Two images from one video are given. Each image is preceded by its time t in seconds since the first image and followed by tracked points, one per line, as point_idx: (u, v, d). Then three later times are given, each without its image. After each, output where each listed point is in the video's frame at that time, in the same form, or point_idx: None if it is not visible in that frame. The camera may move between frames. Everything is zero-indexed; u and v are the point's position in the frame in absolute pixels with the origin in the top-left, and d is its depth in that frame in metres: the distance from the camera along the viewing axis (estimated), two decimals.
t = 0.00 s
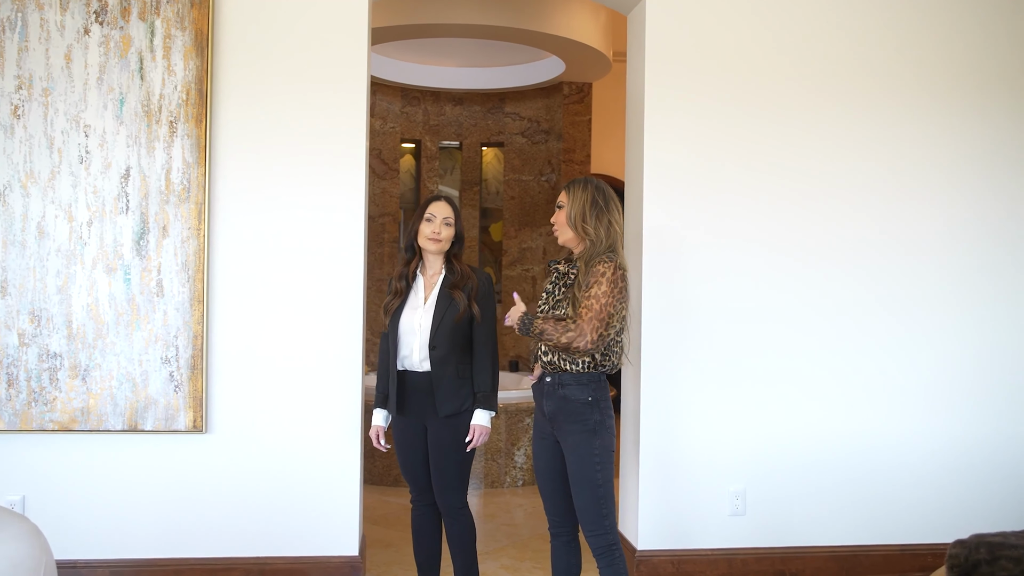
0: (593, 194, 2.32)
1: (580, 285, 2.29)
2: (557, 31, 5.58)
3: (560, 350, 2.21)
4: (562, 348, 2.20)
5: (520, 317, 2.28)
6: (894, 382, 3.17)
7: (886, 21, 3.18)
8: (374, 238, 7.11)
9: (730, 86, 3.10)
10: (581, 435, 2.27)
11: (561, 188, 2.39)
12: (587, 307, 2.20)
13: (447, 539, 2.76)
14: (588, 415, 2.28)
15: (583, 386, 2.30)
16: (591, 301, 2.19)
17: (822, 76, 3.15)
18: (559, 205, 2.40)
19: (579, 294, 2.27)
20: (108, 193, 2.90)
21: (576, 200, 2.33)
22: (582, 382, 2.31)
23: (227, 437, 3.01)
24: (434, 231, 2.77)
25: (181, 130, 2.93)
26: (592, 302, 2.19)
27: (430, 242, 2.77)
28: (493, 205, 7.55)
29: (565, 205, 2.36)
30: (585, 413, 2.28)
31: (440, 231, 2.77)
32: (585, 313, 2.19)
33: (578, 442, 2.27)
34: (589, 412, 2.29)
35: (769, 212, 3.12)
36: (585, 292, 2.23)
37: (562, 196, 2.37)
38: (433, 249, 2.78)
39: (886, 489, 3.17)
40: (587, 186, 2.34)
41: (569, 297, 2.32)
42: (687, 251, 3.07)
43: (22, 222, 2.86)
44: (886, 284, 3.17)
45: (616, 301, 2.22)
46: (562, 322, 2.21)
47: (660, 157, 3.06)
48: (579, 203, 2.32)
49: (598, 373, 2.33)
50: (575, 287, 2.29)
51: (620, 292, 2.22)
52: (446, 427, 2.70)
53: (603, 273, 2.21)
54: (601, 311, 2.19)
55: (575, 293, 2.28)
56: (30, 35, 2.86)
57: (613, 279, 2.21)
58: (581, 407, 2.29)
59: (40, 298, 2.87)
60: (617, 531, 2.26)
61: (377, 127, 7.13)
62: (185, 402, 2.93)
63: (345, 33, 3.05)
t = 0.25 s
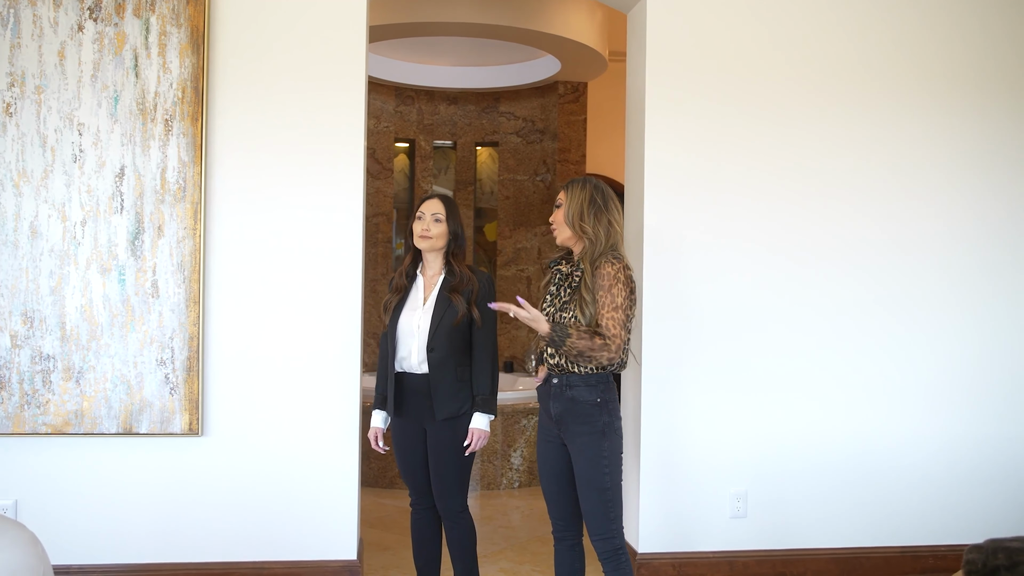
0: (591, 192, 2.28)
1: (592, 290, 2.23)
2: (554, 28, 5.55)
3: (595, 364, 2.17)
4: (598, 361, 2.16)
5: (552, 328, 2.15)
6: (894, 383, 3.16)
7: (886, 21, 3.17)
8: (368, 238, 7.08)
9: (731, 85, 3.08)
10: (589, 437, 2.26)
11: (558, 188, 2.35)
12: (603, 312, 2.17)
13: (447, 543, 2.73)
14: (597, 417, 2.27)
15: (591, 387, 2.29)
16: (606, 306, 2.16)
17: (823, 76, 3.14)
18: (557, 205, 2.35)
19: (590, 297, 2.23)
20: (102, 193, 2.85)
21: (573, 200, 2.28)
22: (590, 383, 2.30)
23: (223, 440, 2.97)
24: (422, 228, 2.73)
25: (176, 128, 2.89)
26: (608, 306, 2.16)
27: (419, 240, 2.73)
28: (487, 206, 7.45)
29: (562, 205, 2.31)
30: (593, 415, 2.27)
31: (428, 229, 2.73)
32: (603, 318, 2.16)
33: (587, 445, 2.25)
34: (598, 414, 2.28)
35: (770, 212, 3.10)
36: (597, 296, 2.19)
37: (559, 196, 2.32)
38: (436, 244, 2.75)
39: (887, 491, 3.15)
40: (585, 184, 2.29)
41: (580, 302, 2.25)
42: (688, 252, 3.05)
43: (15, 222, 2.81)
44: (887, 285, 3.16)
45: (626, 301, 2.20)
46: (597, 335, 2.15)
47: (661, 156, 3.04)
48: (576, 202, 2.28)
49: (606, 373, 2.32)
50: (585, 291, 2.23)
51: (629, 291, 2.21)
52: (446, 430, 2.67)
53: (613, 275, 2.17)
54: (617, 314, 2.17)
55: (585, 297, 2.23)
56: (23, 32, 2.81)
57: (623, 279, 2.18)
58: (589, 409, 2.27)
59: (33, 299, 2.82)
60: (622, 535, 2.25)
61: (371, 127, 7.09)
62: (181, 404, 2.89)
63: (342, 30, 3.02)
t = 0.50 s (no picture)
0: (594, 194, 2.24)
1: (598, 294, 2.17)
2: (550, 26, 5.52)
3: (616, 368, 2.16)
4: (619, 365, 2.15)
5: (581, 338, 2.10)
6: (895, 384, 3.15)
7: (887, 20, 3.16)
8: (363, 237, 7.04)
9: (732, 84, 3.06)
10: (593, 440, 2.22)
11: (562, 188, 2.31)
12: (613, 316, 2.13)
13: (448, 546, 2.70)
14: (600, 420, 2.23)
15: (594, 390, 2.24)
16: (615, 309, 2.12)
17: (824, 76, 3.12)
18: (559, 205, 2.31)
19: (594, 299, 2.17)
20: (98, 191, 2.81)
21: (576, 202, 2.25)
22: (593, 385, 2.25)
23: (220, 442, 2.93)
24: (417, 234, 2.70)
25: (173, 126, 2.85)
26: (617, 310, 2.13)
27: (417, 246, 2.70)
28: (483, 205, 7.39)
29: (565, 205, 2.27)
30: (596, 417, 2.23)
31: (422, 235, 2.69)
32: (612, 322, 2.13)
33: (590, 448, 2.21)
34: (601, 416, 2.23)
35: (772, 212, 3.09)
36: (604, 299, 2.15)
37: (563, 196, 2.28)
38: (436, 247, 2.71)
39: (889, 493, 3.14)
40: (589, 184, 2.25)
41: (587, 306, 2.19)
42: (689, 252, 3.03)
43: (8, 221, 2.77)
44: (889, 285, 3.15)
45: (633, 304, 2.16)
46: (619, 339, 2.11)
47: (662, 156, 3.02)
48: (579, 204, 2.24)
49: (610, 375, 2.27)
50: (593, 295, 2.17)
51: (635, 293, 2.17)
52: (444, 432, 2.64)
53: (620, 278, 2.14)
54: (625, 317, 2.13)
55: (589, 299, 2.18)
56: (16, 28, 2.76)
57: (630, 282, 2.14)
58: (593, 411, 2.23)
59: (27, 299, 2.78)
60: (627, 538, 2.22)
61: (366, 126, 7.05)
62: (177, 406, 2.85)
63: (340, 27, 2.98)
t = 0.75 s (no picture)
0: (601, 193, 2.20)
1: (603, 295, 2.14)
2: (548, 25, 5.48)
3: (625, 370, 2.12)
4: (627, 368, 2.11)
5: (591, 341, 2.07)
6: (900, 385, 3.12)
7: (891, 19, 3.14)
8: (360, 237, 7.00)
9: (735, 83, 3.04)
10: (595, 443, 2.18)
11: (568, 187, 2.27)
12: (617, 318, 2.10)
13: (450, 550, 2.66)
14: (603, 422, 2.19)
15: (597, 392, 2.20)
16: (619, 310, 2.09)
17: (828, 75, 3.10)
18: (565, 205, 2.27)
19: (597, 302, 2.14)
20: (95, 191, 2.77)
21: (581, 201, 2.21)
22: (596, 388, 2.21)
23: (218, 445, 2.89)
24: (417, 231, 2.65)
25: (171, 124, 2.81)
26: (622, 311, 2.10)
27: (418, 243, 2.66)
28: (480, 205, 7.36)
29: (572, 204, 2.24)
30: (599, 420, 2.19)
31: (422, 232, 2.64)
32: (616, 324, 2.10)
33: (593, 451, 2.18)
34: (604, 419, 2.19)
35: (776, 213, 3.06)
36: (607, 300, 2.12)
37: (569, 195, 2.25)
38: (436, 247, 2.66)
39: (894, 494, 3.12)
40: (595, 184, 2.21)
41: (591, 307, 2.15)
42: (692, 252, 3.01)
43: (4, 221, 2.72)
44: (893, 285, 3.13)
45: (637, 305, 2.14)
46: (626, 341, 2.07)
47: (665, 155, 2.99)
48: (586, 204, 2.20)
49: (612, 377, 2.23)
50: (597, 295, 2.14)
51: (640, 295, 2.14)
52: (446, 435, 2.59)
53: (624, 279, 2.11)
54: (630, 319, 2.10)
55: (592, 301, 2.15)
56: (11, 24, 2.72)
57: (634, 283, 2.11)
58: (595, 414, 2.19)
59: (23, 300, 2.74)
60: (632, 542, 2.18)
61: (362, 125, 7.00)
62: (176, 408, 2.81)
63: (340, 24, 2.95)
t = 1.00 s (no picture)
0: (615, 196, 2.17)
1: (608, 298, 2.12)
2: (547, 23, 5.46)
3: (625, 376, 2.11)
4: (629, 374, 2.09)
5: (592, 346, 2.04)
6: (904, 387, 3.11)
7: (895, 18, 3.12)
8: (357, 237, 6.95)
9: (739, 83, 3.02)
10: (598, 447, 2.12)
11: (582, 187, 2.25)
12: (624, 322, 2.07)
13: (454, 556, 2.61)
14: (607, 426, 2.13)
15: (600, 395, 2.15)
16: (626, 314, 2.07)
17: (832, 75, 3.09)
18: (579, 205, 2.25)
19: (605, 304, 2.11)
20: (92, 190, 2.73)
21: (594, 203, 2.18)
22: (600, 390, 2.15)
23: (217, 448, 2.85)
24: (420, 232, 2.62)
25: (170, 123, 2.77)
26: (628, 316, 2.07)
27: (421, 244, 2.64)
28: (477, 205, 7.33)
29: (584, 205, 2.21)
30: (602, 424, 2.13)
31: (424, 232, 2.62)
32: (623, 328, 2.07)
33: (596, 455, 2.12)
34: (607, 422, 2.13)
35: (780, 213, 3.04)
36: (614, 303, 2.10)
37: (582, 196, 2.23)
38: (441, 247, 2.63)
39: (898, 497, 3.10)
40: (609, 186, 2.19)
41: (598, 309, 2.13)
42: (696, 253, 2.98)
43: None
44: (898, 286, 3.11)
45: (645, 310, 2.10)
46: (628, 346, 2.05)
47: (669, 156, 2.97)
48: (599, 206, 2.17)
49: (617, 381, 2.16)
50: (604, 297, 2.12)
51: (648, 300, 2.11)
52: (447, 439, 2.52)
53: (633, 283, 2.08)
54: (636, 324, 2.07)
55: (600, 303, 2.12)
56: (7, 21, 2.68)
57: (643, 288, 2.08)
58: (599, 418, 2.13)
59: (19, 302, 2.69)
60: (637, 547, 2.12)
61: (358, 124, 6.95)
62: (174, 411, 2.77)
63: (341, 23, 2.92)
